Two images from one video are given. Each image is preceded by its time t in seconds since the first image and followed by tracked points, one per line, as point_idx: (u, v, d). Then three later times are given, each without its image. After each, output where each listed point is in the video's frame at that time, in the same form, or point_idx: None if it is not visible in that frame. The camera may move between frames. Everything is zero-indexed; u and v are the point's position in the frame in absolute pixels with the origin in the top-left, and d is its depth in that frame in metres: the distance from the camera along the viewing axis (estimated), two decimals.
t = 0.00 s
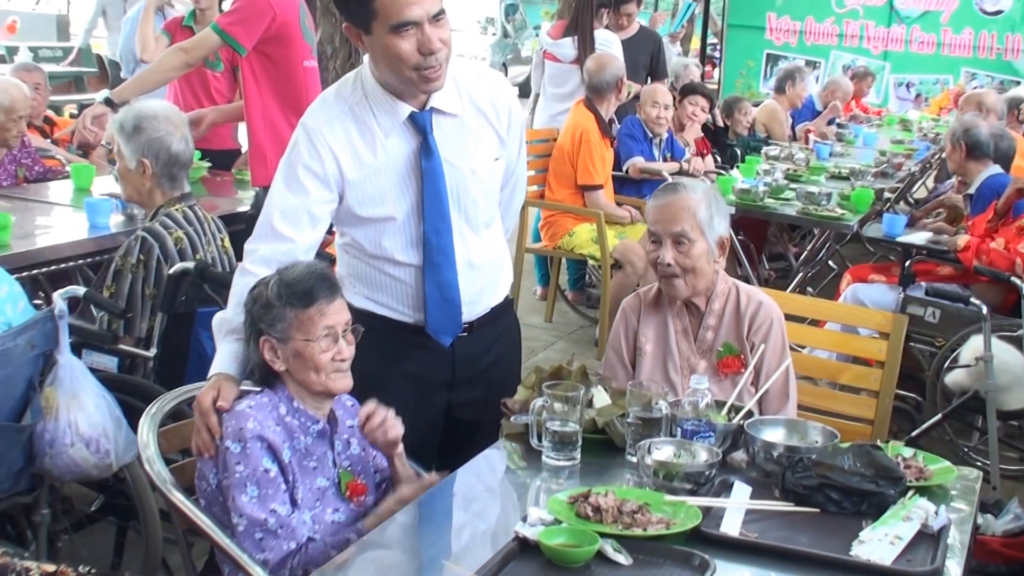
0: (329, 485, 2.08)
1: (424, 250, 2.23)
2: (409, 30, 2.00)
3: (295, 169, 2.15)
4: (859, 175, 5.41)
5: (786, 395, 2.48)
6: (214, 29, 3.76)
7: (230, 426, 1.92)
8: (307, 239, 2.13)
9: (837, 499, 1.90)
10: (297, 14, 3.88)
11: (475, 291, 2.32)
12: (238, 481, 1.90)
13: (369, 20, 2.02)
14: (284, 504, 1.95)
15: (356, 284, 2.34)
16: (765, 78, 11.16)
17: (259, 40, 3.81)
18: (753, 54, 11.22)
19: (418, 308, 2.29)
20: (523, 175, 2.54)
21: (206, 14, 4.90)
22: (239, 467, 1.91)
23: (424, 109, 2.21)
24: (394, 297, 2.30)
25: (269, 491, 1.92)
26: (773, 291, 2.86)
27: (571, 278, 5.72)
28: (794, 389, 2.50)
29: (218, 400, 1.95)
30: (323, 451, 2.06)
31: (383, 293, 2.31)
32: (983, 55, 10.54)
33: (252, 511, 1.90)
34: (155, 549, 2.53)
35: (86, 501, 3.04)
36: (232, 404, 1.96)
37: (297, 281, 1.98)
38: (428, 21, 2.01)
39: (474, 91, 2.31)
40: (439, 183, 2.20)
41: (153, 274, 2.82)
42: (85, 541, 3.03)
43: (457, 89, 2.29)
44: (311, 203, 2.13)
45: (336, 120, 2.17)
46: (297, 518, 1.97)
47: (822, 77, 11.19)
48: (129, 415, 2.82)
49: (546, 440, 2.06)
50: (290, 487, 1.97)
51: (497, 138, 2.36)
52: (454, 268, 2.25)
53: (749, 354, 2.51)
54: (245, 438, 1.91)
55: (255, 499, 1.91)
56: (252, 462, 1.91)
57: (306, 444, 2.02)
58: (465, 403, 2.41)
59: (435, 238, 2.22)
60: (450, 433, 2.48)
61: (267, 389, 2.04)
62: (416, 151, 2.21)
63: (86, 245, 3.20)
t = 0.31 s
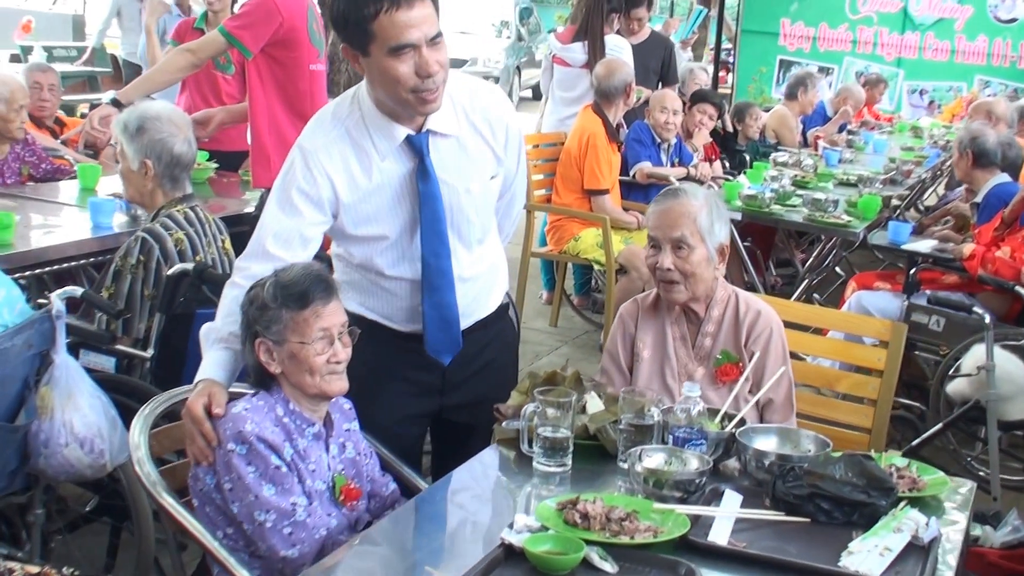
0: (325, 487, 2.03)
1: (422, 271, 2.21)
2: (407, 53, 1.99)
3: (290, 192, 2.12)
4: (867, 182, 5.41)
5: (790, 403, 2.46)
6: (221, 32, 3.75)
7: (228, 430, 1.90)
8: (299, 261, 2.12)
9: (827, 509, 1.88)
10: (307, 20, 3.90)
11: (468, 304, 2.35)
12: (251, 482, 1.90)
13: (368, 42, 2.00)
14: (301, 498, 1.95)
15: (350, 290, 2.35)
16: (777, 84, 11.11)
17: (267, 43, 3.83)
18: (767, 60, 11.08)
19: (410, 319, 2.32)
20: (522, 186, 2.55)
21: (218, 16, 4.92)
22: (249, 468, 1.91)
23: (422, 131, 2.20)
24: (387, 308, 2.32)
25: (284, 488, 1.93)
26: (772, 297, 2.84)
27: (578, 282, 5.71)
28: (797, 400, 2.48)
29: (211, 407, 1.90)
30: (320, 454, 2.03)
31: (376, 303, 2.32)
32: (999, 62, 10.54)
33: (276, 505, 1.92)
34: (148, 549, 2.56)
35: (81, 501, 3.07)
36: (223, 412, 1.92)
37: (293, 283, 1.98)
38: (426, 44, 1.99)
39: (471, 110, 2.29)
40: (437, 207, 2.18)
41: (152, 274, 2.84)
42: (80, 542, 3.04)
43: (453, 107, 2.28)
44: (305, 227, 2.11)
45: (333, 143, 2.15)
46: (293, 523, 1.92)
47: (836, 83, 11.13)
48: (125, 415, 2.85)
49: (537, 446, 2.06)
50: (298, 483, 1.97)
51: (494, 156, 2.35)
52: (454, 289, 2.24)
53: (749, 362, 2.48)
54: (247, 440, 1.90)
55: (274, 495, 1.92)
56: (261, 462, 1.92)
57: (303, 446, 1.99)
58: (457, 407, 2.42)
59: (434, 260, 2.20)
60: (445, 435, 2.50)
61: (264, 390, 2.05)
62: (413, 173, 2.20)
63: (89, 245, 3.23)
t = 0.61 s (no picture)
0: (318, 488, 2.00)
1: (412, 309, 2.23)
2: (398, 108, 2.02)
3: (280, 238, 2.13)
4: (873, 186, 5.39)
5: (792, 406, 2.41)
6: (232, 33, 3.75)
7: (225, 429, 1.89)
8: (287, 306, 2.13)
9: (816, 515, 1.87)
10: (318, 24, 3.91)
11: (459, 328, 2.38)
12: (241, 483, 1.88)
13: (359, 97, 2.03)
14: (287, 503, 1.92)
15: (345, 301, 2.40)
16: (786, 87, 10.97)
17: (277, 45, 3.83)
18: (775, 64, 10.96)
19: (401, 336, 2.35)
20: (518, 197, 2.56)
21: (228, 18, 4.89)
22: (243, 468, 1.88)
23: (412, 172, 2.21)
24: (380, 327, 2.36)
25: (273, 492, 1.90)
26: (770, 301, 2.83)
27: (577, 284, 5.72)
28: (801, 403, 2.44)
29: (206, 409, 1.92)
30: (316, 452, 2.00)
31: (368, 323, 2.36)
32: (1009, 67, 10.53)
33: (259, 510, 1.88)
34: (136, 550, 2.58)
35: (70, 502, 3.10)
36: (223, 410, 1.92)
37: (299, 280, 1.97)
38: (417, 98, 2.02)
39: (462, 144, 2.31)
40: (430, 246, 2.20)
41: (151, 274, 2.85)
42: (67, 543, 3.07)
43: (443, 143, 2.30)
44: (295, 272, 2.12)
45: (323, 190, 2.17)
46: (277, 529, 1.89)
47: (845, 88, 11.02)
48: (117, 414, 2.86)
49: (527, 449, 2.06)
50: (288, 486, 1.93)
51: (485, 184, 2.37)
52: (444, 327, 2.26)
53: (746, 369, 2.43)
54: (243, 440, 1.88)
55: (262, 499, 1.89)
56: (253, 463, 1.89)
57: (299, 445, 1.96)
58: (449, 406, 2.46)
59: (424, 298, 2.21)
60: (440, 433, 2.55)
61: (264, 388, 2.02)
62: (404, 214, 2.21)
63: (90, 245, 3.26)
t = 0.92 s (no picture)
0: (314, 487, 1.99)
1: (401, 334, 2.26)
2: (377, 142, 2.03)
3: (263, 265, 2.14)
4: (874, 189, 5.38)
5: (788, 408, 2.41)
6: (236, 33, 3.76)
7: (222, 428, 1.89)
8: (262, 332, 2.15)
9: (811, 518, 1.86)
10: (321, 23, 3.90)
11: (448, 338, 2.41)
12: (235, 482, 1.87)
13: (338, 132, 2.04)
14: (281, 504, 1.92)
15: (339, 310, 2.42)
16: (788, 91, 11.05)
17: (280, 45, 3.84)
18: (779, 65, 11.08)
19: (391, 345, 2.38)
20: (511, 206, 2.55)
21: (231, 17, 4.88)
22: (237, 468, 1.88)
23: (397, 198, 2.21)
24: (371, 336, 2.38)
25: (267, 492, 1.89)
26: (769, 304, 2.83)
27: (575, 286, 5.73)
28: (797, 406, 2.44)
29: (200, 412, 1.96)
30: (313, 452, 1.99)
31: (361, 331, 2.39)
32: (1013, 71, 10.54)
33: (250, 514, 1.88)
34: (130, 549, 2.58)
35: (65, 501, 3.10)
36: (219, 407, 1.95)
37: (303, 280, 1.96)
38: (396, 131, 2.03)
39: (446, 168, 2.35)
40: (417, 271, 2.22)
41: (149, 274, 2.84)
42: (62, 541, 3.07)
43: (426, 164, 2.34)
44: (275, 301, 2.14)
45: (307, 219, 2.19)
46: (269, 530, 1.88)
47: (849, 90, 11.04)
48: (113, 413, 2.87)
49: (522, 450, 2.05)
50: (282, 487, 1.92)
51: (473, 203, 2.40)
52: (434, 352, 2.28)
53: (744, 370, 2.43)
54: (239, 438, 1.88)
55: (256, 499, 1.88)
56: (248, 463, 1.88)
57: (296, 444, 1.95)
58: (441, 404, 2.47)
59: (412, 323, 2.24)
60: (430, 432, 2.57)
61: (263, 387, 2.01)
62: (392, 241, 2.23)
63: (90, 243, 3.26)
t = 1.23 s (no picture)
0: (311, 484, 1.99)
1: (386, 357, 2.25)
2: (359, 176, 2.02)
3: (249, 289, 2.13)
4: (874, 190, 5.39)
5: (787, 407, 2.41)
6: (237, 32, 3.76)
7: (218, 426, 1.89)
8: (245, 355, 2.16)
9: (808, 518, 1.86)
10: (322, 22, 3.90)
11: (440, 342, 2.43)
12: (231, 480, 1.88)
13: (321, 167, 2.03)
14: (278, 502, 1.92)
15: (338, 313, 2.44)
16: (789, 91, 11.06)
17: (282, 44, 3.84)
18: (780, 66, 11.06)
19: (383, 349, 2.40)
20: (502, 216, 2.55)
21: (231, 16, 4.87)
22: (233, 466, 1.88)
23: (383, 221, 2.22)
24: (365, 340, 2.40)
25: (263, 490, 1.89)
26: (767, 304, 2.83)
27: (574, 285, 5.73)
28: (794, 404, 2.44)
29: (192, 415, 1.98)
30: (309, 450, 1.99)
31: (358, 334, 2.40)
32: (1015, 73, 10.54)
33: (246, 512, 1.88)
34: (127, 544, 2.59)
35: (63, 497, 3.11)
36: (211, 408, 1.96)
37: (299, 277, 1.97)
38: (378, 163, 2.03)
39: (431, 186, 2.35)
40: (403, 294, 2.22)
41: (148, 270, 2.86)
42: (59, 537, 3.07)
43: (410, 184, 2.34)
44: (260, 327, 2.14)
45: (294, 244, 2.19)
46: (265, 528, 1.88)
47: (849, 91, 11.05)
48: (111, 410, 2.87)
49: (518, 448, 2.06)
50: (278, 485, 1.92)
51: (460, 220, 2.40)
52: (418, 374, 2.27)
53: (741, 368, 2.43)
54: (235, 436, 1.88)
55: (251, 498, 1.88)
56: (244, 461, 1.88)
57: (292, 442, 1.95)
58: (435, 401, 2.48)
59: (397, 346, 2.24)
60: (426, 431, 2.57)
61: (260, 384, 2.01)
62: (379, 263, 2.23)
63: (88, 240, 3.26)
